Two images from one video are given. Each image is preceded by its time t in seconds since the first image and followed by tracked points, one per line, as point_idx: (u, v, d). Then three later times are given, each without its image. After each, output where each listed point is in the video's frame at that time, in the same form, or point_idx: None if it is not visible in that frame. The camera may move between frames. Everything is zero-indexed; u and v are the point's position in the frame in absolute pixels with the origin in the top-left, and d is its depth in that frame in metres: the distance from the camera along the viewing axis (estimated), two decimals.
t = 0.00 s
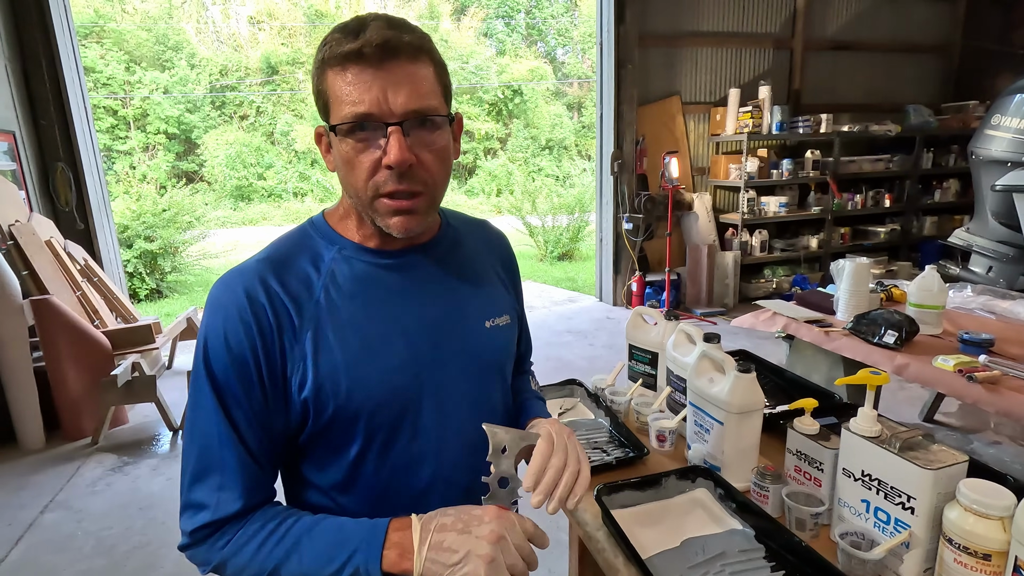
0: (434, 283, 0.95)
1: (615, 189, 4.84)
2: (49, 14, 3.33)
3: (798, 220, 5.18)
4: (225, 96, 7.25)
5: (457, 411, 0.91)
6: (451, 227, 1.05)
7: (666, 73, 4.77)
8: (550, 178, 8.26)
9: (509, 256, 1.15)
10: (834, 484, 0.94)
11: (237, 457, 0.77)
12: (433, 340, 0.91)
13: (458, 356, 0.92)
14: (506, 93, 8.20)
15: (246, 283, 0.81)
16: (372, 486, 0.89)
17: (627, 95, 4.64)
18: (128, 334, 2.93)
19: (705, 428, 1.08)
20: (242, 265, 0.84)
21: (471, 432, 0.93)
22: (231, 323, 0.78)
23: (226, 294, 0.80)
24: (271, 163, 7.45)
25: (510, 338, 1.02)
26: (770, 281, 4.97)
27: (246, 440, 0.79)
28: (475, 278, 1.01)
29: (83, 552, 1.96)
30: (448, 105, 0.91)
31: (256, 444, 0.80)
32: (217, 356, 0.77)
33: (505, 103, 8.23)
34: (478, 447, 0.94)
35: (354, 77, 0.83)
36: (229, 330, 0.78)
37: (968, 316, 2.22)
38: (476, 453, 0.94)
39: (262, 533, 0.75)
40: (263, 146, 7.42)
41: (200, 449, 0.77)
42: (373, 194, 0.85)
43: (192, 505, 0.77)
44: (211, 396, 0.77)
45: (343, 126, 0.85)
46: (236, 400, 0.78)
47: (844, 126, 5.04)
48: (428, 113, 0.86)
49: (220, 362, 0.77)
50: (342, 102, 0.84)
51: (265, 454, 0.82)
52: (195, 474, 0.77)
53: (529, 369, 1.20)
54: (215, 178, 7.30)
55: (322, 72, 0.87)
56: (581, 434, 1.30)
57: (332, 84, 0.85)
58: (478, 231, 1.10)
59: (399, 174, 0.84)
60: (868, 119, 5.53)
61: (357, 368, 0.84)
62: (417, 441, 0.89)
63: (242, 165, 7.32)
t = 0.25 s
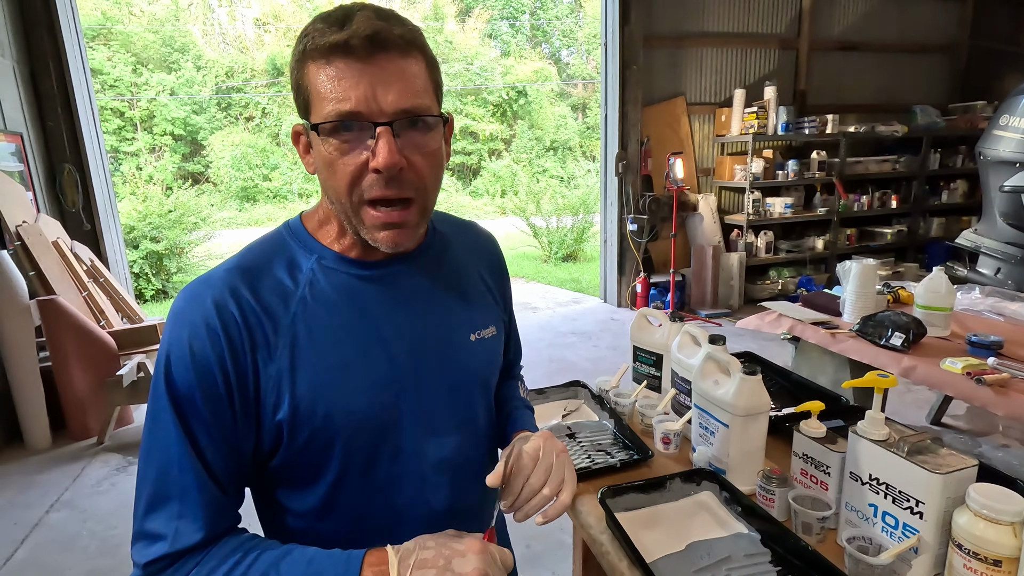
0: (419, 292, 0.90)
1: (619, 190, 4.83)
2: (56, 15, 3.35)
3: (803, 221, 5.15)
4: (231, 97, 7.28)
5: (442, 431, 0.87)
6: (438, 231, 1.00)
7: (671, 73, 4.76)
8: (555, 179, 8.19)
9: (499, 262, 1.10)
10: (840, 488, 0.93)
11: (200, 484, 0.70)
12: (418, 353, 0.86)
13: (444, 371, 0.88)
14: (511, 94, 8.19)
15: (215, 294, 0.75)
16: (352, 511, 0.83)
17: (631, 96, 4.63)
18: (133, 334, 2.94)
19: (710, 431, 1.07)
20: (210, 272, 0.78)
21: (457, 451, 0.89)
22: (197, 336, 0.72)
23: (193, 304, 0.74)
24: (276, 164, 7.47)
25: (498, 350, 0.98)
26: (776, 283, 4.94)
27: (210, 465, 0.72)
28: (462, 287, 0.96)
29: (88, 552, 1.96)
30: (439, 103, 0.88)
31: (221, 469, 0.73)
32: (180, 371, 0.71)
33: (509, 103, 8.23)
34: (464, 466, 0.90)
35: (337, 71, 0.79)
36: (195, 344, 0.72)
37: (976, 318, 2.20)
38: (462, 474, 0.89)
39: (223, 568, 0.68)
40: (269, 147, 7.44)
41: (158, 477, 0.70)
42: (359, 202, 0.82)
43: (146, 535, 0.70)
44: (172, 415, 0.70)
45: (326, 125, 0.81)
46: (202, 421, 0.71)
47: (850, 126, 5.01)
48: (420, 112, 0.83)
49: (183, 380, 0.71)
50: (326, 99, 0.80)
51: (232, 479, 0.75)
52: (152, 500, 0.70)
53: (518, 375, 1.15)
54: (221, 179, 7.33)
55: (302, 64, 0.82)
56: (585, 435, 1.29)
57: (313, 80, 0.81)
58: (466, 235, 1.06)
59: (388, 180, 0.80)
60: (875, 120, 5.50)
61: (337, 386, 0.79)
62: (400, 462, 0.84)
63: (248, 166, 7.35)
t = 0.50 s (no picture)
0: (410, 297, 0.88)
1: (623, 191, 4.82)
2: (63, 17, 3.37)
3: (808, 222, 5.13)
4: (236, 99, 7.30)
5: (433, 439, 0.84)
6: (435, 236, 0.99)
7: (675, 74, 4.75)
8: (558, 180, 8.11)
9: (497, 268, 1.09)
10: (845, 492, 0.92)
11: (181, 487, 0.70)
12: (408, 358, 0.84)
13: (435, 377, 0.86)
14: (514, 95, 8.20)
15: (200, 296, 0.75)
16: (339, 522, 0.81)
17: (636, 97, 4.63)
18: (137, 334, 2.95)
19: (714, 433, 1.07)
20: (198, 275, 0.78)
21: (449, 461, 0.86)
22: (180, 339, 0.72)
23: (178, 307, 0.74)
24: (281, 165, 7.48)
25: (493, 356, 0.96)
26: (780, 284, 4.92)
27: (192, 470, 0.72)
28: (456, 292, 0.95)
29: (93, 551, 1.97)
30: (438, 105, 0.88)
31: (205, 473, 0.73)
32: (163, 374, 0.71)
33: (513, 105, 8.23)
34: (458, 476, 0.87)
35: (334, 70, 0.79)
36: (178, 347, 0.72)
37: (983, 320, 2.18)
38: (454, 484, 0.87)
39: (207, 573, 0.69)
40: (274, 148, 7.45)
41: (142, 479, 0.70)
42: (351, 200, 0.81)
43: (131, 537, 0.71)
44: (155, 417, 0.70)
45: (322, 124, 0.80)
46: (184, 425, 0.71)
47: (855, 127, 4.99)
48: (417, 115, 0.83)
49: (167, 382, 0.71)
50: (322, 97, 0.80)
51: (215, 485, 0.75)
52: (138, 503, 0.71)
53: (515, 382, 1.13)
54: (226, 181, 7.36)
55: (299, 61, 0.82)
56: (588, 437, 1.29)
57: (309, 78, 0.80)
58: (463, 241, 1.05)
59: (383, 181, 0.80)
60: (880, 121, 5.48)
61: (322, 391, 0.78)
62: (389, 470, 0.81)
63: (252, 167, 7.37)
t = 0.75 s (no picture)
0: (408, 297, 0.88)
1: (627, 192, 4.82)
2: (69, 19, 3.39)
3: (813, 223, 5.11)
4: (241, 100, 7.33)
5: (431, 440, 0.84)
6: (434, 238, 0.99)
7: (679, 76, 4.74)
8: (562, 181, 8.23)
9: (496, 271, 1.09)
10: (850, 495, 0.91)
11: (176, 483, 0.70)
12: (406, 358, 0.84)
13: (433, 377, 0.86)
14: (518, 96, 8.19)
15: (199, 291, 0.76)
16: (336, 522, 0.81)
17: (640, 98, 4.62)
18: (142, 335, 2.96)
19: (717, 436, 1.06)
20: (198, 270, 0.79)
21: (447, 463, 0.86)
22: (179, 334, 0.72)
23: (177, 302, 0.74)
24: (285, 166, 7.50)
25: (493, 358, 0.96)
26: (785, 286, 4.91)
27: (186, 466, 0.72)
28: (455, 294, 0.94)
29: (98, 551, 1.97)
30: (440, 105, 0.88)
31: (200, 470, 0.73)
32: (160, 369, 0.71)
33: (517, 106, 8.23)
34: (455, 478, 0.87)
35: (340, 70, 0.79)
36: (176, 342, 0.72)
37: (990, 322, 2.17)
38: (451, 487, 0.86)
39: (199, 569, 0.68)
40: (278, 149, 7.47)
41: (134, 476, 0.70)
42: (354, 197, 0.81)
43: (121, 534, 0.70)
44: (151, 413, 0.70)
45: (327, 122, 0.81)
46: (179, 420, 0.71)
47: (860, 128, 4.96)
48: (420, 115, 0.83)
49: (164, 377, 0.71)
50: (328, 96, 0.80)
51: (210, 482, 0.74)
52: (129, 498, 0.70)
53: (515, 389, 1.13)
54: (231, 182, 7.38)
55: (306, 61, 0.82)
56: (591, 440, 1.28)
57: (315, 77, 0.81)
58: (462, 242, 1.05)
59: (385, 179, 0.80)
60: (886, 122, 5.45)
61: (319, 389, 0.78)
62: (386, 470, 0.81)
63: (257, 168, 7.39)
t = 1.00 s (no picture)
0: (414, 295, 0.88)
1: (631, 193, 4.81)
2: (75, 22, 3.41)
3: (818, 225, 5.09)
4: (246, 102, 7.35)
5: (433, 440, 0.83)
6: (442, 240, 0.99)
7: (684, 77, 4.74)
8: (566, 182, 8.23)
9: (505, 276, 1.09)
10: (856, 499, 0.91)
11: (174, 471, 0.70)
12: (410, 355, 0.84)
13: (437, 376, 0.85)
14: (522, 98, 8.20)
15: (207, 283, 0.77)
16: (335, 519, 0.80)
17: (643, 100, 4.62)
18: (147, 336, 2.97)
19: (722, 439, 1.06)
20: (207, 264, 0.80)
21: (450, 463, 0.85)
22: (185, 324, 0.73)
23: (185, 294, 0.75)
24: (290, 167, 7.51)
25: (501, 360, 0.95)
26: (790, 287, 4.89)
27: (185, 456, 0.72)
28: (462, 294, 0.94)
29: (103, 550, 1.98)
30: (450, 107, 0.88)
31: (199, 462, 0.73)
32: (166, 359, 0.72)
33: (521, 107, 8.24)
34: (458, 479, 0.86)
35: (353, 68, 0.79)
36: (181, 333, 0.73)
37: (997, 324, 2.15)
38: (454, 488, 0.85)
39: (178, 542, 0.67)
40: (283, 150, 7.48)
41: (133, 462, 0.71)
42: (366, 195, 0.81)
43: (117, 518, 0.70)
44: (153, 403, 0.71)
45: (339, 119, 0.81)
46: (181, 409, 0.72)
47: (865, 129, 4.94)
48: (430, 114, 0.83)
49: (169, 366, 0.72)
50: (341, 93, 0.80)
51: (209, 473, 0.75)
52: (125, 484, 0.71)
53: (523, 393, 1.13)
54: (236, 183, 7.41)
55: (319, 61, 0.83)
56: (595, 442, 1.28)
57: (329, 75, 0.81)
58: (470, 245, 1.05)
59: (395, 174, 0.80)
60: (891, 123, 5.43)
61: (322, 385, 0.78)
62: (387, 468, 0.80)
63: (262, 169, 7.41)
